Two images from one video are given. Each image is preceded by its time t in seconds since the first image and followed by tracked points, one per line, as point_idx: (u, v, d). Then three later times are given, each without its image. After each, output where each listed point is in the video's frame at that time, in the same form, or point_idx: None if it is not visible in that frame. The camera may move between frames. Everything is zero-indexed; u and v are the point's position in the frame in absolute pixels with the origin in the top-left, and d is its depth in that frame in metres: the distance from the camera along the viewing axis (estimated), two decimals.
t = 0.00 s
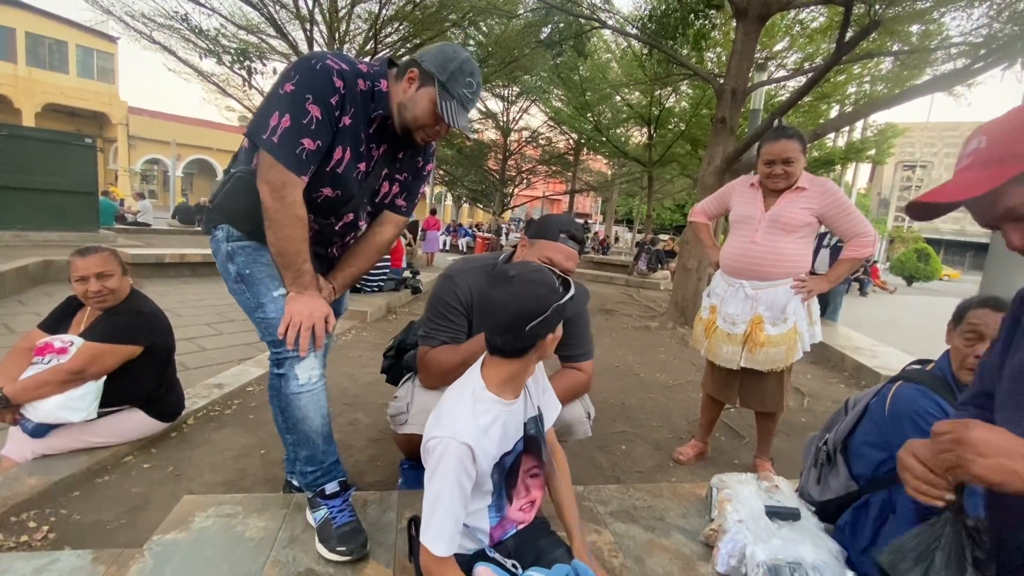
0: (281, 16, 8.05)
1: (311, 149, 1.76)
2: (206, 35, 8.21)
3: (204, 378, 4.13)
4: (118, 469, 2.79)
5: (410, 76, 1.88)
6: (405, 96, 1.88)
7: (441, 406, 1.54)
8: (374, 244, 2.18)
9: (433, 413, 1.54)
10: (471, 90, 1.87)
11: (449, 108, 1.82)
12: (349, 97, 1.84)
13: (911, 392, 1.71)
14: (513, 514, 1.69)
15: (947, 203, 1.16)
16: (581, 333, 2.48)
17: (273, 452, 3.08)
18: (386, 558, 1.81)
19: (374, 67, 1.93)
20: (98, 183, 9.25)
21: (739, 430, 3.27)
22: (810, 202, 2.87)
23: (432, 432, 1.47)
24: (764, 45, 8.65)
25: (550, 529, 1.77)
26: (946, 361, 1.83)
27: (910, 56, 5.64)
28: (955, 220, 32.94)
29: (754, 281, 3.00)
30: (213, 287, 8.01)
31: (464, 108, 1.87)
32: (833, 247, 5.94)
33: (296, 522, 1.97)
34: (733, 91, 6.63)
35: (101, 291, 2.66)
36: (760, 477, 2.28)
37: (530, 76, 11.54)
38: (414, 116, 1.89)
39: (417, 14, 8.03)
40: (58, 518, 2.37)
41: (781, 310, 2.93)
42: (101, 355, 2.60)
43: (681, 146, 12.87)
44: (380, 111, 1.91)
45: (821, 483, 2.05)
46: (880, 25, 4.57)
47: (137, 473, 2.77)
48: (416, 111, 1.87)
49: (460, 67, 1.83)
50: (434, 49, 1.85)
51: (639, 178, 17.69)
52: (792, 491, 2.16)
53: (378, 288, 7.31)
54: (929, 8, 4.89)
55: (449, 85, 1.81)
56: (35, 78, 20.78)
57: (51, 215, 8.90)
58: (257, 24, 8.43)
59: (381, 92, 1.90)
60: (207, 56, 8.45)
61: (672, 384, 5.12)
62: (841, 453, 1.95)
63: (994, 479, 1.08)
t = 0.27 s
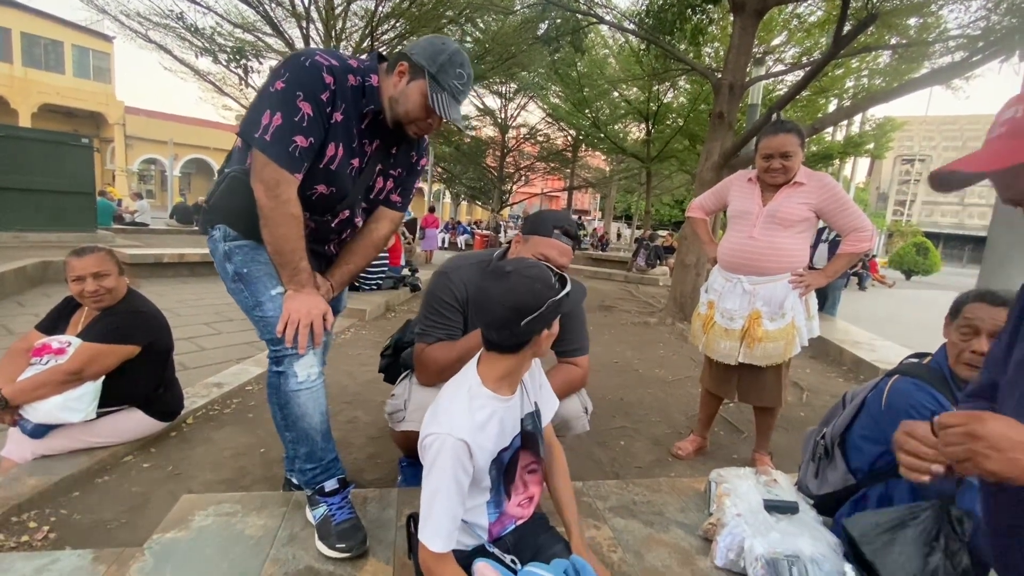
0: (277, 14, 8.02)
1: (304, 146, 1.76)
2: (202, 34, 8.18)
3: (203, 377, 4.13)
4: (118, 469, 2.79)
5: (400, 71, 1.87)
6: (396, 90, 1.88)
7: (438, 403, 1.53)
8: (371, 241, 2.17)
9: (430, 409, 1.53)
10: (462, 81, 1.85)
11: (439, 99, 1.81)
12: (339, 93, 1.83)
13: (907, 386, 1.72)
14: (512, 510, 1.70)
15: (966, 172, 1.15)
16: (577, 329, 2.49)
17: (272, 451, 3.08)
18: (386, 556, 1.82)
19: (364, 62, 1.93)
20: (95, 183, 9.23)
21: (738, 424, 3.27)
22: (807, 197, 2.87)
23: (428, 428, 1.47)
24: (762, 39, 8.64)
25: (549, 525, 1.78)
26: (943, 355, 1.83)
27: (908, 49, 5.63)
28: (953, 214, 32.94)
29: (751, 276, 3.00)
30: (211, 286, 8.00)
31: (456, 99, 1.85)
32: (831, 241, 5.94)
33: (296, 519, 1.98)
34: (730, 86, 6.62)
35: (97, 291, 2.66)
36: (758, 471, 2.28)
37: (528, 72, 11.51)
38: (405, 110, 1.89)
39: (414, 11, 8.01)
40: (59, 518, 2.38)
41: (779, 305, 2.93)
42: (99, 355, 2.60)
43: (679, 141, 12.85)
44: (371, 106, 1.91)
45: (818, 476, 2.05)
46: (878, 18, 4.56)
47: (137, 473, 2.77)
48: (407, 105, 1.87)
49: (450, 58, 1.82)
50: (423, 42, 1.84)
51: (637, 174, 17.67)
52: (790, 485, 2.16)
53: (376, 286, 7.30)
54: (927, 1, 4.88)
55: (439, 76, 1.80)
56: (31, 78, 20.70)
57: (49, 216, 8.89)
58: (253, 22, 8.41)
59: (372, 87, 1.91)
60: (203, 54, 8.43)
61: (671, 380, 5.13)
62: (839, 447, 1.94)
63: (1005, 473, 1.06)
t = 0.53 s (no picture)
0: (273, 10, 7.98)
1: (293, 142, 1.75)
2: (197, 30, 8.14)
3: (201, 376, 4.12)
4: (115, 468, 2.79)
5: (388, 63, 1.86)
6: (385, 82, 1.87)
7: (433, 399, 1.53)
8: (365, 237, 2.16)
9: (425, 406, 1.53)
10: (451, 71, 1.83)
11: (428, 89, 1.79)
12: (328, 87, 1.82)
13: (902, 378, 1.72)
14: (508, 506, 1.70)
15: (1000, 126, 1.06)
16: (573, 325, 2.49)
17: (270, 448, 3.08)
18: (383, 553, 1.81)
19: (353, 56, 1.91)
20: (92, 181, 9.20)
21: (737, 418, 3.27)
22: (805, 190, 2.86)
23: (423, 425, 1.47)
24: (760, 32, 8.61)
25: (546, 521, 1.77)
26: (938, 348, 1.83)
27: (907, 41, 5.61)
28: (952, 206, 32.96)
29: (748, 270, 2.99)
30: (209, 284, 7.99)
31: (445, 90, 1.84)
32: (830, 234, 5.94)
33: (293, 517, 1.97)
34: (728, 79, 6.60)
35: (92, 289, 2.65)
36: (755, 465, 2.29)
37: (525, 66, 11.47)
38: (395, 103, 1.88)
39: (410, 6, 7.98)
40: (56, 518, 2.37)
41: (776, 299, 2.93)
42: (95, 354, 2.59)
43: (678, 135, 12.80)
44: (360, 99, 1.89)
45: (815, 470, 2.05)
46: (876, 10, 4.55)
47: (134, 472, 2.77)
48: (397, 97, 1.85)
49: (438, 48, 1.80)
50: (411, 33, 1.83)
51: (636, 168, 17.64)
52: (787, 479, 2.17)
53: (374, 283, 7.29)
54: None
55: (428, 66, 1.79)
56: (26, 76, 20.59)
57: (46, 214, 8.87)
58: (248, 18, 8.36)
59: (361, 81, 1.89)
60: (198, 51, 8.39)
61: (669, 374, 5.13)
62: (835, 441, 1.95)
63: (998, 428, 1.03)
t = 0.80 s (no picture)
0: (269, 6, 7.95)
1: (287, 138, 1.74)
2: (193, 27, 8.10)
3: (199, 374, 4.11)
4: (113, 468, 2.78)
5: (383, 57, 1.84)
6: (380, 77, 1.85)
7: (431, 397, 1.52)
8: (361, 234, 2.15)
9: (422, 404, 1.52)
10: (446, 64, 1.82)
11: (423, 83, 1.78)
12: (321, 83, 1.81)
13: (901, 373, 1.71)
14: (507, 502, 1.69)
15: None
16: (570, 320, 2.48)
17: (269, 446, 3.07)
18: (382, 551, 1.81)
19: (347, 51, 1.90)
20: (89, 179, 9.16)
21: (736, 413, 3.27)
22: (804, 184, 2.85)
23: (421, 423, 1.46)
24: (759, 26, 8.58)
25: (545, 517, 1.76)
26: (938, 344, 1.81)
27: (906, 34, 5.59)
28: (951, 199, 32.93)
29: (747, 265, 2.98)
30: (207, 282, 7.97)
31: (440, 83, 1.82)
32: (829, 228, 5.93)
33: (291, 515, 1.97)
34: (727, 73, 6.58)
35: (88, 288, 2.64)
36: (755, 460, 2.28)
37: (523, 62, 11.44)
38: (391, 98, 1.86)
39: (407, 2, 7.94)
40: (54, 518, 2.37)
41: (776, 293, 2.91)
42: (91, 353, 2.58)
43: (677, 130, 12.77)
44: (355, 95, 1.88)
45: (814, 465, 2.05)
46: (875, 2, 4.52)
47: (133, 471, 2.76)
48: (392, 92, 1.84)
49: (432, 41, 1.78)
50: (405, 25, 1.81)
51: (635, 164, 17.61)
52: (787, 474, 2.16)
53: (373, 280, 7.29)
54: None
55: (422, 59, 1.77)
56: (22, 75, 20.52)
57: (43, 213, 8.85)
58: (244, 14, 8.33)
59: (355, 75, 1.87)
60: (194, 48, 8.35)
61: (668, 369, 5.13)
62: (835, 435, 1.95)
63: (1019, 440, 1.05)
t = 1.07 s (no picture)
0: (267, 4, 7.93)
1: (287, 136, 1.74)
2: (191, 26, 8.09)
3: (200, 373, 4.12)
4: (114, 467, 2.78)
5: (382, 54, 1.84)
6: (379, 74, 1.84)
7: (431, 396, 1.52)
8: (360, 232, 2.15)
9: (423, 403, 1.52)
10: (446, 60, 1.81)
11: (423, 80, 1.77)
12: (321, 81, 1.80)
13: (901, 369, 1.71)
14: (507, 501, 1.69)
15: None
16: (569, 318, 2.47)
17: (270, 445, 3.07)
18: (383, 548, 1.81)
19: (346, 48, 1.89)
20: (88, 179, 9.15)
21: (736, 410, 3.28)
22: (805, 181, 2.84)
23: (422, 422, 1.46)
24: (759, 22, 8.56)
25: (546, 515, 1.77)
26: (939, 340, 1.81)
27: (906, 29, 5.57)
28: (951, 195, 32.90)
29: (748, 262, 2.98)
30: (207, 281, 7.97)
31: (440, 80, 1.81)
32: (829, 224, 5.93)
33: (292, 514, 1.97)
34: (726, 69, 6.57)
35: (88, 288, 2.64)
36: (755, 457, 2.28)
37: (522, 59, 11.41)
38: (391, 95, 1.86)
39: None
40: (55, 517, 2.37)
41: (776, 290, 2.91)
42: (91, 353, 2.58)
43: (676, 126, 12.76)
44: (354, 93, 1.87)
45: (815, 461, 2.06)
46: None
47: (133, 470, 2.76)
48: (392, 89, 1.84)
49: (432, 38, 1.78)
50: (404, 22, 1.80)
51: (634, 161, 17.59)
52: (787, 470, 2.17)
53: (373, 278, 7.28)
54: None
55: (422, 56, 1.77)
56: (20, 74, 20.49)
57: (43, 213, 8.83)
58: (242, 12, 8.31)
59: (354, 73, 1.87)
60: (192, 47, 8.34)
61: (669, 366, 5.13)
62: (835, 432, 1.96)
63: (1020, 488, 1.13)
